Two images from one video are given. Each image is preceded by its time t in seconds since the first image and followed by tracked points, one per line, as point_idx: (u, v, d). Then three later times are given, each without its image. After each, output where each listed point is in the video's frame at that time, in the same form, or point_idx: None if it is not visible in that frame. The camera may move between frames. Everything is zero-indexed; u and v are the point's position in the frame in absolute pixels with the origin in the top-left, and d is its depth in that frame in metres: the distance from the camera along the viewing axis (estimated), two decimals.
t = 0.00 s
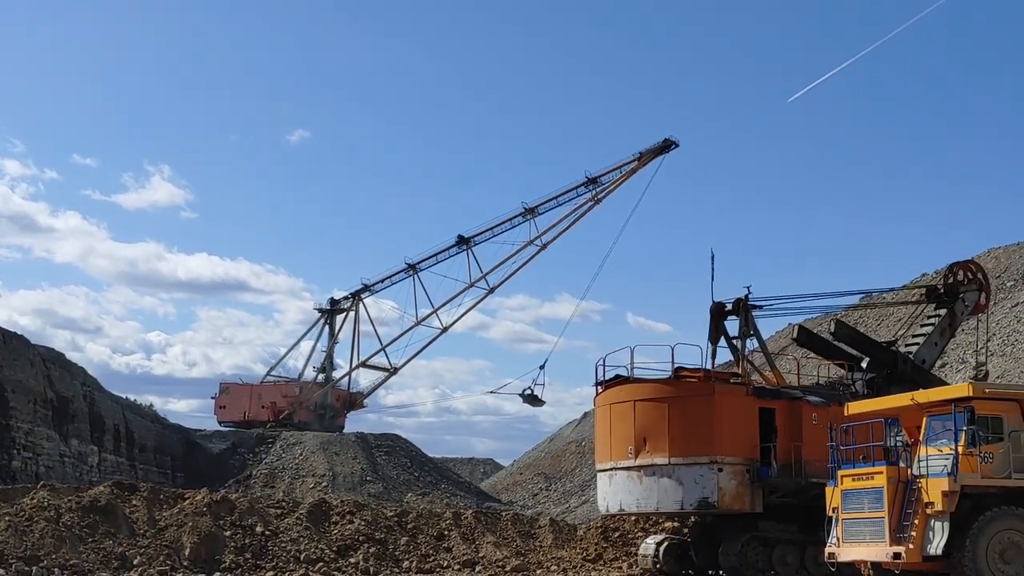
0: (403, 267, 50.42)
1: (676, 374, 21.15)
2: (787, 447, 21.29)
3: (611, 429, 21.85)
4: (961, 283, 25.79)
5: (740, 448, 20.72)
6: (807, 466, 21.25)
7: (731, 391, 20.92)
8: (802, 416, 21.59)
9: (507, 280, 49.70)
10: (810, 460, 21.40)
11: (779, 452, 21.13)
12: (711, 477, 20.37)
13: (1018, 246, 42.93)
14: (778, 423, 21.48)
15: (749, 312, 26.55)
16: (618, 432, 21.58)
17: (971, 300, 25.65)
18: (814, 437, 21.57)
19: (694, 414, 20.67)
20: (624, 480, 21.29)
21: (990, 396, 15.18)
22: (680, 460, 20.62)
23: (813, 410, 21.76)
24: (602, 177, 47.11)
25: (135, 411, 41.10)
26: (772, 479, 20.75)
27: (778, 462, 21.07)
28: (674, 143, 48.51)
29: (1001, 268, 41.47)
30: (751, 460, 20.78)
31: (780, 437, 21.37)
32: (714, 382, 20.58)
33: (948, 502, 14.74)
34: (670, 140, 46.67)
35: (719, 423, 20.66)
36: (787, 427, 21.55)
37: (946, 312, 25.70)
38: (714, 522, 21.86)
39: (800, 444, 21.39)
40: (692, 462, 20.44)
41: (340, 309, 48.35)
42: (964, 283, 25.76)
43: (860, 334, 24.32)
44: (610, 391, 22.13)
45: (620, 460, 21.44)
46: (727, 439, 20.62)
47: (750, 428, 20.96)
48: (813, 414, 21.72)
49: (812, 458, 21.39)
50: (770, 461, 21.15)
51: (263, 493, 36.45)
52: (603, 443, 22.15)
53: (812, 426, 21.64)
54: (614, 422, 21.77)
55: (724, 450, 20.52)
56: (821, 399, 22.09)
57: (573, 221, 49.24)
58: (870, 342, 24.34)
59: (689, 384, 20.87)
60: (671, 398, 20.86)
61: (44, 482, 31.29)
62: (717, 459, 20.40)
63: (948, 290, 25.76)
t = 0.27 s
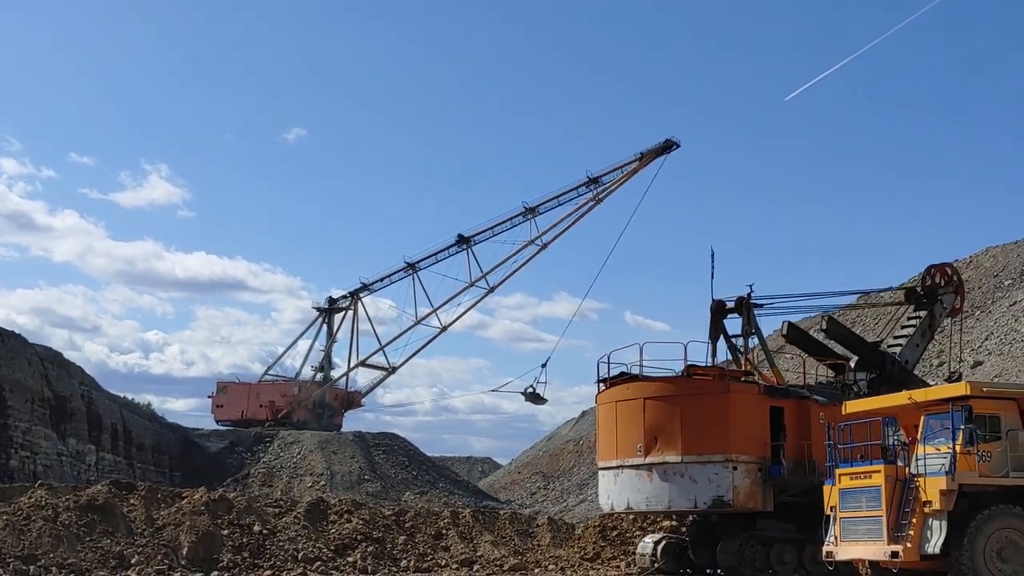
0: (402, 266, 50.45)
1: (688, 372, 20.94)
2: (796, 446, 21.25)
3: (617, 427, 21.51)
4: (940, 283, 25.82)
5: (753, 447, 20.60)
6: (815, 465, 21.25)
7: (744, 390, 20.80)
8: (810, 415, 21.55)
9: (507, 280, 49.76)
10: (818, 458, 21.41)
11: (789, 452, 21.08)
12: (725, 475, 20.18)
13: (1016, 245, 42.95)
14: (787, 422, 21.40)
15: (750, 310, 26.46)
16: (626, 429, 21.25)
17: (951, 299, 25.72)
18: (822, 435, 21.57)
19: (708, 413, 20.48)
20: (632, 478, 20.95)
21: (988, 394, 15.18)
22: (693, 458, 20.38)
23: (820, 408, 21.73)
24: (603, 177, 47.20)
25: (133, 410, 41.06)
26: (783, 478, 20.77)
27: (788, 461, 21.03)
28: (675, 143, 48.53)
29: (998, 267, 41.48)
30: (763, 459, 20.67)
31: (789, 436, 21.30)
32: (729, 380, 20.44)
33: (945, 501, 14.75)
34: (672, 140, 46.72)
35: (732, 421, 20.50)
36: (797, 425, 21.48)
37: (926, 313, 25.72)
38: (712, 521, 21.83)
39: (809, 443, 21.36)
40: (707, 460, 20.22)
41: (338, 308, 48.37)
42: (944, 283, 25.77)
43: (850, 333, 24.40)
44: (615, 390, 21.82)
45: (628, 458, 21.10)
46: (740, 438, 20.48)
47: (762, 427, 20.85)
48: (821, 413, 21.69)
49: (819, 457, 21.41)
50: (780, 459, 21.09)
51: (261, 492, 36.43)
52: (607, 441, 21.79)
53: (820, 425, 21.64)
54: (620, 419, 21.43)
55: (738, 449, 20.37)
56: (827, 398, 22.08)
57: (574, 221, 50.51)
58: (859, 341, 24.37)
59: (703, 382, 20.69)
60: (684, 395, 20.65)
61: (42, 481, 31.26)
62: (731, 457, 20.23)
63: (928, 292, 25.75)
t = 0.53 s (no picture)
0: (403, 267, 50.52)
1: (701, 373, 20.87)
2: (805, 446, 21.20)
3: (625, 426, 21.37)
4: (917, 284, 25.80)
5: (765, 447, 20.60)
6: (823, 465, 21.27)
7: (756, 389, 20.78)
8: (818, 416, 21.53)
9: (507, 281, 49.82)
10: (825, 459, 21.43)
11: (798, 452, 21.03)
12: (739, 475, 20.17)
13: (1014, 246, 43.01)
14: (796, 422, 21.34)
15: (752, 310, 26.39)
16: (636, 428, 21.12)
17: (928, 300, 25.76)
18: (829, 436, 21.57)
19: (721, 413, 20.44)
20: (642, 477, 20.84)
21: (985, 395, 15.23)
22: (707, 457, 20.35)
23: (827, 408, 21.73)
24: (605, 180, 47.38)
25: (133, 410, 41.11)
26: (795, 477, 20.74)
27: (798, 461, 20.99)
28: (677, 146, 48.64)
29: (996, 267, 41.56)
30: (775, 458, 20.68)
31: (797, 436, 21.25)
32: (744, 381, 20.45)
33: (942, 501, 14.82)
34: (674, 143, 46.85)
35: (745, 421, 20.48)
36: (805, 426, 21.42)
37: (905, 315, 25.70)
38: (707, 521, 21.87)
39: (817, 443, 21.35)
40: (721, 460, 20.19)
41: (338, 308, 48.43)
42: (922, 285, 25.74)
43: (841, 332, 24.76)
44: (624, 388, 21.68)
45: (637, 457, 20.98)
46: (753, 438, 20.46)
47: (774, 427, 20.85)
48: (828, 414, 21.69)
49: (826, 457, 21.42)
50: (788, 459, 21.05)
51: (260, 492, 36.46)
52: (614, 440, 21.64)
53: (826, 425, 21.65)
54: (629, 418, 21.28)
55: (751, 449, 20.37)
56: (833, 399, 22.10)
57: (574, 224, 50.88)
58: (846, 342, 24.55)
59: (717, 382, 20.63)
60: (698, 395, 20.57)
61: (42, 481, 31.32)
62: (745, 457, 20.23)
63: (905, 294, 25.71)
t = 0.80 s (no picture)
0: (402, 268, 50.51)
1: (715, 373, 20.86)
2: (813, 447, 21.21)
3: (635, 426, 21.26)
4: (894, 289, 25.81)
5: (778, 448, 20.57)
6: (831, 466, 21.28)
7: (770, 390, 20.79)
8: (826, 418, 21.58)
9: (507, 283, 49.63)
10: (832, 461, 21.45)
11: (808, 453, 21.02)
12: (755, 475, 20.09)
13: (1011, 247, 43.03)
14: (805, 424, 21.38)
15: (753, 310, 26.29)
16: (647, 428, 21.02)
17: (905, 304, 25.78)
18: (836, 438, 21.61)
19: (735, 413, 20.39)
20: (653, 478, 20.73)
21: (982, 396, 15.24)
22: (721, 458, 20.25)
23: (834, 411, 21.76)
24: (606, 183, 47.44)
25: (131, 411, 41.12)
26: (805, 479, 20.72)
27: (807, 462, 20.99)
28: (677, 149, 48.63)
29: (993, 268, 41.58)
30: (788, 460, 20.65)
31: (807, 438, 21.28)
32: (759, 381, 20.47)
33: (940, 501, 14.82)
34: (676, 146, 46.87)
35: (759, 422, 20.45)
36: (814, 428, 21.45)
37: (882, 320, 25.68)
38: (704, 523, 21.91)
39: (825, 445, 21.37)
40: (737, 460, 20.10)
41: (337, 309, 48.44)
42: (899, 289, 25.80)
43: (832, 332, 24.81)
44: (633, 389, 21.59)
45: (648, 458, 20.87)
46: (767, 439, 20.43)
47: (787, 429, 20.85)
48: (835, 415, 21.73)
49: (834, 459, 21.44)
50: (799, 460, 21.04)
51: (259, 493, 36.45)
52: (622, 440, 21.52)
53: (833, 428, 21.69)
54: (640, 418, 21.18)
55: (766, 450, 20.32)
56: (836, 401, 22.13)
57: (575, 226, 50.67)
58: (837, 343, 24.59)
59: (731, 382, 20.57)
60: (711, 395, 20.50)
61: (40, 482, 31.31)
62: (761, 458, 20.17)
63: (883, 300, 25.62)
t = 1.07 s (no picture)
0: (402, 270, 50.44)
1: (731, 374, 20.86)
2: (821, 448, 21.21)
3: (646, 426, 21.17)
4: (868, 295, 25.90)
5: (792, 450, 20.60)
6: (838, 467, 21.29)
7: (784, 392, 20.84)
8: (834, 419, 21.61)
9: (507, 284, 49.17)
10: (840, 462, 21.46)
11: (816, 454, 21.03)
12: (771, 476, 20.09)
13: (1011, 248, 43.00)
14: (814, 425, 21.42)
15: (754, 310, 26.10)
16: (658, 429, 20.94)
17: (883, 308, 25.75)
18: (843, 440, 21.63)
19: (751, 415, 20.42)
20: (665, 479, 20.65)
21: (982, 397, 15.24)
22: (737, 459, 20.24)
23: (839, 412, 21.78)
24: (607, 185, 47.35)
25: (130, 412, 41.14)
26: (813, 481, 20.71)
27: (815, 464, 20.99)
28: (679, 152, 48.59)
29: (992, 270, 41.55)
30: (801, 461, 20.68)
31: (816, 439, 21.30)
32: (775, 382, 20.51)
33: (939, 503, 14.81)
34: (678, 149, 46.82)
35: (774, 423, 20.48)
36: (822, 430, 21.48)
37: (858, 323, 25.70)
38: (704, 526, 21.89)
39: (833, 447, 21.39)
40: (754, 462, 20.09)
41: (335, 310, 48.42)
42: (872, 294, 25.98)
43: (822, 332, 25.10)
44: (644, 389, 21.50)
45: (660, 458, 20.79)
46: (782, 440, 20.44)
47: (800, 430, 20.91)
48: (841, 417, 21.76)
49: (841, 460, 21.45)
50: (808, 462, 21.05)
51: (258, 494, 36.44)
52: (631, 441, 21.41)
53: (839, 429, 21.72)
54: (651, 419, 21.10)
55: (781, 451, 20.35)
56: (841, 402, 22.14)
57: (577, 227, 49.59)
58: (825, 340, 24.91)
59: (747, 383, 20.59)
60: (727, 396, 20.51)
61: (39, 483, 31.31)
62: (776, 459, 20.19)
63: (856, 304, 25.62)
